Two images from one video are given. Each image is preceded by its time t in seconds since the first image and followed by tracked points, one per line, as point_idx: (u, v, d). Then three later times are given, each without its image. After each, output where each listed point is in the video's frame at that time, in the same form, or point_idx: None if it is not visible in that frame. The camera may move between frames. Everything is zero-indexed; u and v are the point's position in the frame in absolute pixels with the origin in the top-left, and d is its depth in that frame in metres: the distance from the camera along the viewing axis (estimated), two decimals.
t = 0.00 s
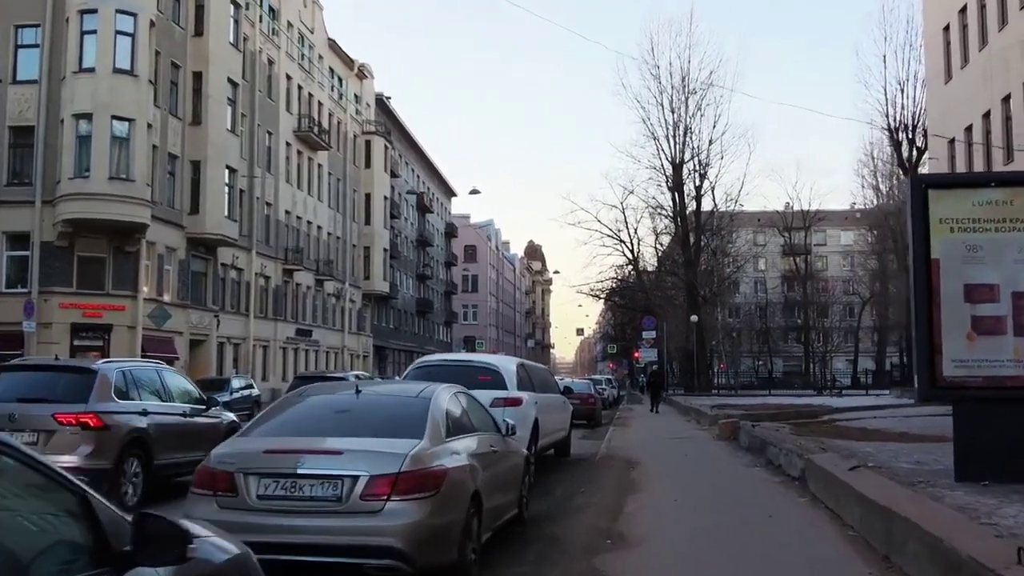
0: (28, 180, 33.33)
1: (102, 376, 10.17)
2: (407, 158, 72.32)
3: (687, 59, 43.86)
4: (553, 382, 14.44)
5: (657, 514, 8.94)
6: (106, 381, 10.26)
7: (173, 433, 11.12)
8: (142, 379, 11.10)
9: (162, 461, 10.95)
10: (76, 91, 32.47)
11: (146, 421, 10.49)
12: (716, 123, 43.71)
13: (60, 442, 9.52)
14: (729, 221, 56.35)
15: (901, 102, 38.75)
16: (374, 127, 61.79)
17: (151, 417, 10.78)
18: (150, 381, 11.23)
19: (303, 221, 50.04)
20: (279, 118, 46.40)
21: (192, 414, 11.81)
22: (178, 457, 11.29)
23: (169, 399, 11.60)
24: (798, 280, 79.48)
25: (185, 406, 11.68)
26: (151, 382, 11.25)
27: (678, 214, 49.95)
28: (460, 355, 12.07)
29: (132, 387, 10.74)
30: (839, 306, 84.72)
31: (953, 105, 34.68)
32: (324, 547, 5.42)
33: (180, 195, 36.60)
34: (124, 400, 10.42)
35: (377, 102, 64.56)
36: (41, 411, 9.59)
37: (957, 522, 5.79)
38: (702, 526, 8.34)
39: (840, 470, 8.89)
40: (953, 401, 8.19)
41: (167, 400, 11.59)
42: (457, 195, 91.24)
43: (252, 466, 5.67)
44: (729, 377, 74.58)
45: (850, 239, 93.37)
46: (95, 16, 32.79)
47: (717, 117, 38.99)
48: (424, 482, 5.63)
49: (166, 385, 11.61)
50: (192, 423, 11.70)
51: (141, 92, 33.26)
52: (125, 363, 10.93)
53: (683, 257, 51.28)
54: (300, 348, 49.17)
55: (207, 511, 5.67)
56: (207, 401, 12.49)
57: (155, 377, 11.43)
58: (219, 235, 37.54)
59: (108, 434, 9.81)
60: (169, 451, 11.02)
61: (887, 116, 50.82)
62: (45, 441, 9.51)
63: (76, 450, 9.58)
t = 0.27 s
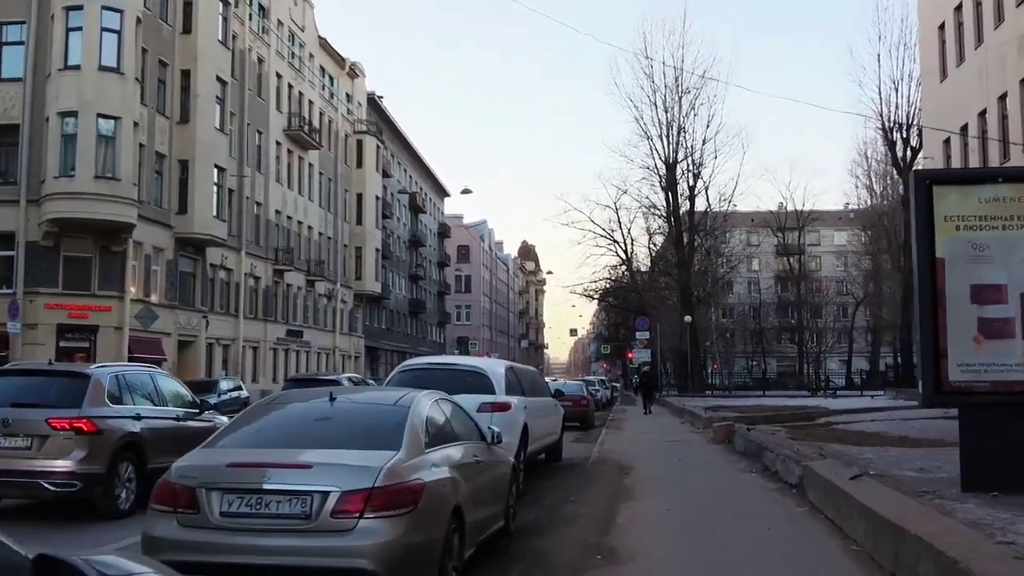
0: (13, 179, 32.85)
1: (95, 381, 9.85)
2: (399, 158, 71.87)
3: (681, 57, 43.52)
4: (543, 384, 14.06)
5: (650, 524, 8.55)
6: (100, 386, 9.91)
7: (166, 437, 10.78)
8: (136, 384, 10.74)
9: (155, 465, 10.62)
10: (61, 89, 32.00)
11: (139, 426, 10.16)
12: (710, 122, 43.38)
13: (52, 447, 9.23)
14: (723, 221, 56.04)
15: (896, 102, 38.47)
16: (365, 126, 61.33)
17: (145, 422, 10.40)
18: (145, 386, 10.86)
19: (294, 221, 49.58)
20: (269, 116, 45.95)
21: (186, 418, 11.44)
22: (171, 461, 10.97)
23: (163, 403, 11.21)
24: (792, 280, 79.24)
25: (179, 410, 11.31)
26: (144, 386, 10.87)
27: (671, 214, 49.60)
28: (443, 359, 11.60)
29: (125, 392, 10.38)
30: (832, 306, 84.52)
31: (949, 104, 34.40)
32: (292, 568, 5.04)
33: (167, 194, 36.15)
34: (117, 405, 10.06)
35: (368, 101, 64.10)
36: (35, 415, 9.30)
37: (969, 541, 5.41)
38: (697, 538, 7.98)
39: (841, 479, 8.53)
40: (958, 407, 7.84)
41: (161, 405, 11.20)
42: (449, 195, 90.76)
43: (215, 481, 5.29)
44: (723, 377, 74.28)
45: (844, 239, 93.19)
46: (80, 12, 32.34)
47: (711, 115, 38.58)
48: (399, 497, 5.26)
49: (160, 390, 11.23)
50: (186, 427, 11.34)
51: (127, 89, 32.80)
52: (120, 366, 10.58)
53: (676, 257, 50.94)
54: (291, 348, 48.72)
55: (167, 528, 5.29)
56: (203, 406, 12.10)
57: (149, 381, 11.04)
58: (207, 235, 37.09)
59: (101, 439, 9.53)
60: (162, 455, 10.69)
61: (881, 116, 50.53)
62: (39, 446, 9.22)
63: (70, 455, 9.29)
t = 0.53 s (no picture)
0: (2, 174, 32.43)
1: (95, 375, 9.67)
2: (394, 155, 71.46)
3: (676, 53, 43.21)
4: (537, 381, 13.71)
5: (647, 524, 8.20)
6: (99, 381, 9.75)
7: (164, 432, 10.62)
8: (133, 379, 10.58)
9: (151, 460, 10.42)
10: (50, 82, 31.57)
11: (138, 420, 9.97)
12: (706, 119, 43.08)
13: (51, 441, 9.05)
14: (719, 219, 55.72)
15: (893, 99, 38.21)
16: (359, 124, 60.90)
17: (143, 416, 10.24)
18: (142, 381, 10.70)
19: (287, 218, 49.16)
20: (262, 113, 45.54)
21: (185, 413, 11.31)
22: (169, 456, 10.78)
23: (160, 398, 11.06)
24: (788, 279, 78.93)
25: (176, 406, 11.17)
26: (142, 382, 10.74)
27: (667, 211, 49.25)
28: (436, 352, 11.20)
29: (124, 387, 10.22)
30: (828, 305, 84.26)
31: (947, 99, 34.06)
32: (265, 571, 4.68)
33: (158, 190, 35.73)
34: (116, 399, 9.92)
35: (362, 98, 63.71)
36: (35, 409, 9.13)
37: (992, 543, 5.06)
38: (699, 539, 7.61)
39: (847, 477, 8.18)
40: (971, 401, 7.52)
41: (158, 400, 11.06)
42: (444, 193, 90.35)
43: (183, 477, 4.93)
44: (718, 376, 73.94)
45: (840, 238, 92.98)
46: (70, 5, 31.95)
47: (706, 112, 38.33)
48: (380, 496, 4.89)
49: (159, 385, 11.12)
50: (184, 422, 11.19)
51: (117, 83, 32.38)
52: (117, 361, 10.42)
53: (672, 254, 50.60)
54: (284, 347, 48.28)
55: (131, 528, 4.93)
56: (199, 400, 11.97)
57: (148, 377, 10.93)
58: (198, 231, 36.67)
59: (100, 433, 9.35)
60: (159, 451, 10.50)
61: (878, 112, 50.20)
62: (38, 439, 9.04)
63: (69, 449, 9.11)
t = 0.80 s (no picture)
0: None
1: (91, 382, 9.63)
2: (388, 156, 71.06)
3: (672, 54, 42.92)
4: (529, 385, 13.42)
5: (640, 538, 7.89)
6: (95, 387, 9.69)
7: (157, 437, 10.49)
8: (130, 385, 10.48)
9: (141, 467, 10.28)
10: (38, 80, 31.19)
11: (134, 426, 9.92)
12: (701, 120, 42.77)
13: (49, 447, 9.06)
14: (714, 220, 55.42)
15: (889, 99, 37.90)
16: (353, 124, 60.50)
17: (139, 422, 10.15)
18: (138, 387, 10.58)
19: (279, 219, 48.75)
20: (254, 112, 45.12)
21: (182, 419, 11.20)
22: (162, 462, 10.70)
23: (156, 404, 10.95)
24: (783, 280, 78.67)
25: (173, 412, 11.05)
26: (138, 388, 10.63)
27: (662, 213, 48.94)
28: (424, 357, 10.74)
29: (121, 393, 10.14)
30: (823, 306, 84.01)
31: (945, 100, 33.75)
32: None
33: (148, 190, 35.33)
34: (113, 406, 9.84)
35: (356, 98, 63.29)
36: (31, 416, 9.11)
37: (1007, 565, 4.75)
38: (696, 553, 7.32)
39: (848, 487, 7.92)
40: (979, 410, 7.29)
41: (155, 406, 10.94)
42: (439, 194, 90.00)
43: (143, 498, 4.60)
44: (713, 378, 73.65)
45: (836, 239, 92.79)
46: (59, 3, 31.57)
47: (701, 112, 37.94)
48: (354, 516, 4.56)
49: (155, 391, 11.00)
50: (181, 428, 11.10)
51: (106, 82, 31.99)
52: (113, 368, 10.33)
53: (667, 256, 50.30)
54: (276, 348, 47.86)
55: (87, 552, 4.58)
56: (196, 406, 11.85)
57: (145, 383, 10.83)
58: (188, 231, 36.28)
59: (97, 439, 9.33)
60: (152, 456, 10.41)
61: (874, 113, 49.84)
62: (35, 446, 9.03)
63: (65, 455, 9.10)
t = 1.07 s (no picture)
0: None
1: (85, 377, 9.54)
2: (380, 154, 70.66)
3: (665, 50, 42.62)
4: (519, 382, 13.10)
5: (633, 538, 7.53)
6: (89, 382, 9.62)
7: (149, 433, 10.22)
8: (122, 381, 10.45)
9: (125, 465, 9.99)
10: (23, 75, 30.78)
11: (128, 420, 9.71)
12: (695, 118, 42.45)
13: (42, 441, 8.90)
14: (707, 219, 55.13)
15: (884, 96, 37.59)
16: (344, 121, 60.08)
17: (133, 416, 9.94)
18: (131, 384, 10.55)
19: (269, 217, 48.32)
20: (243, 109, 44.68)
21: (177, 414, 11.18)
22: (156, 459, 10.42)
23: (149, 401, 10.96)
24: (776, 280, 78.45)
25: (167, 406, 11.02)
26: (131, 383, 10.60)
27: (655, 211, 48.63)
28: (410, 353, 10.37)
29: (114, 388, 10.09)
30: (817, 306, 83.80)
31: (940, 96, 33.45)
32: None
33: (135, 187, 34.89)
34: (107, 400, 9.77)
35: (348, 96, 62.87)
36: (24, 410, 8.97)
37: None
38: (691, 555, 6.99)
39: (850, 486, 7.59)
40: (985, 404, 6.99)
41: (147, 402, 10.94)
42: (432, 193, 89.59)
43: (90, 497, 4.23)
44: (706, 377, 73.39)
45: (829, 238, 92.63)
46: None
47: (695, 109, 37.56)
48: (319, 514, 4.20)
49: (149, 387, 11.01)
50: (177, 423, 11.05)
51: (92, 77, 31.52)
52: (104, 363, 10.26)
53: (660, 254, 49.99)
54: (266, 347, 47.42)
55: (30, 555, 4.22)
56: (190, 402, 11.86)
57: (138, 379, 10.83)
58: (177, 228, 35.85)
59: (91, 432, 9.16)
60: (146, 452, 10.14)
61: (868, 112, 49.54)
62: (29, 440, 8.88)
63: (59, 449, 8.96)
